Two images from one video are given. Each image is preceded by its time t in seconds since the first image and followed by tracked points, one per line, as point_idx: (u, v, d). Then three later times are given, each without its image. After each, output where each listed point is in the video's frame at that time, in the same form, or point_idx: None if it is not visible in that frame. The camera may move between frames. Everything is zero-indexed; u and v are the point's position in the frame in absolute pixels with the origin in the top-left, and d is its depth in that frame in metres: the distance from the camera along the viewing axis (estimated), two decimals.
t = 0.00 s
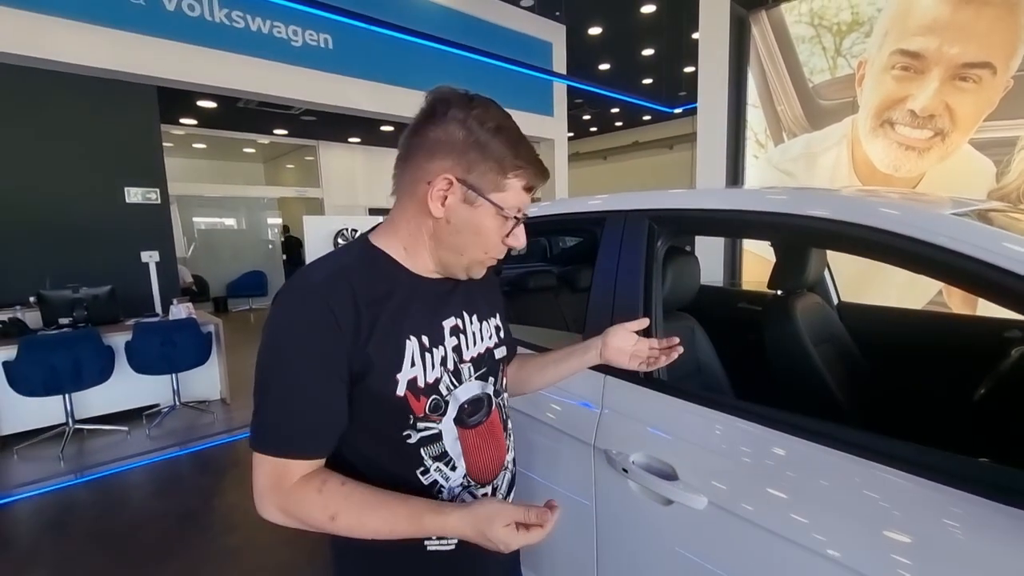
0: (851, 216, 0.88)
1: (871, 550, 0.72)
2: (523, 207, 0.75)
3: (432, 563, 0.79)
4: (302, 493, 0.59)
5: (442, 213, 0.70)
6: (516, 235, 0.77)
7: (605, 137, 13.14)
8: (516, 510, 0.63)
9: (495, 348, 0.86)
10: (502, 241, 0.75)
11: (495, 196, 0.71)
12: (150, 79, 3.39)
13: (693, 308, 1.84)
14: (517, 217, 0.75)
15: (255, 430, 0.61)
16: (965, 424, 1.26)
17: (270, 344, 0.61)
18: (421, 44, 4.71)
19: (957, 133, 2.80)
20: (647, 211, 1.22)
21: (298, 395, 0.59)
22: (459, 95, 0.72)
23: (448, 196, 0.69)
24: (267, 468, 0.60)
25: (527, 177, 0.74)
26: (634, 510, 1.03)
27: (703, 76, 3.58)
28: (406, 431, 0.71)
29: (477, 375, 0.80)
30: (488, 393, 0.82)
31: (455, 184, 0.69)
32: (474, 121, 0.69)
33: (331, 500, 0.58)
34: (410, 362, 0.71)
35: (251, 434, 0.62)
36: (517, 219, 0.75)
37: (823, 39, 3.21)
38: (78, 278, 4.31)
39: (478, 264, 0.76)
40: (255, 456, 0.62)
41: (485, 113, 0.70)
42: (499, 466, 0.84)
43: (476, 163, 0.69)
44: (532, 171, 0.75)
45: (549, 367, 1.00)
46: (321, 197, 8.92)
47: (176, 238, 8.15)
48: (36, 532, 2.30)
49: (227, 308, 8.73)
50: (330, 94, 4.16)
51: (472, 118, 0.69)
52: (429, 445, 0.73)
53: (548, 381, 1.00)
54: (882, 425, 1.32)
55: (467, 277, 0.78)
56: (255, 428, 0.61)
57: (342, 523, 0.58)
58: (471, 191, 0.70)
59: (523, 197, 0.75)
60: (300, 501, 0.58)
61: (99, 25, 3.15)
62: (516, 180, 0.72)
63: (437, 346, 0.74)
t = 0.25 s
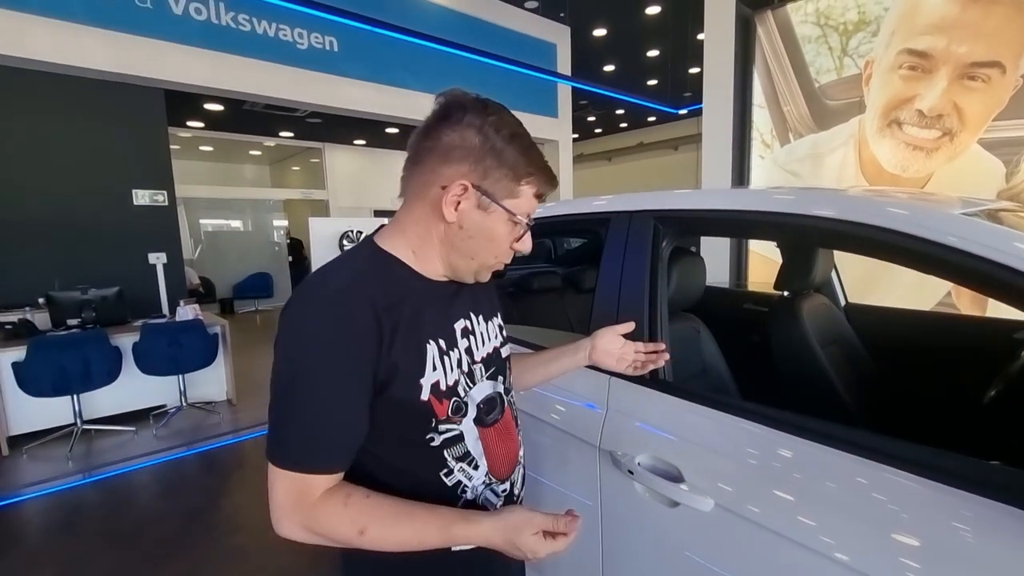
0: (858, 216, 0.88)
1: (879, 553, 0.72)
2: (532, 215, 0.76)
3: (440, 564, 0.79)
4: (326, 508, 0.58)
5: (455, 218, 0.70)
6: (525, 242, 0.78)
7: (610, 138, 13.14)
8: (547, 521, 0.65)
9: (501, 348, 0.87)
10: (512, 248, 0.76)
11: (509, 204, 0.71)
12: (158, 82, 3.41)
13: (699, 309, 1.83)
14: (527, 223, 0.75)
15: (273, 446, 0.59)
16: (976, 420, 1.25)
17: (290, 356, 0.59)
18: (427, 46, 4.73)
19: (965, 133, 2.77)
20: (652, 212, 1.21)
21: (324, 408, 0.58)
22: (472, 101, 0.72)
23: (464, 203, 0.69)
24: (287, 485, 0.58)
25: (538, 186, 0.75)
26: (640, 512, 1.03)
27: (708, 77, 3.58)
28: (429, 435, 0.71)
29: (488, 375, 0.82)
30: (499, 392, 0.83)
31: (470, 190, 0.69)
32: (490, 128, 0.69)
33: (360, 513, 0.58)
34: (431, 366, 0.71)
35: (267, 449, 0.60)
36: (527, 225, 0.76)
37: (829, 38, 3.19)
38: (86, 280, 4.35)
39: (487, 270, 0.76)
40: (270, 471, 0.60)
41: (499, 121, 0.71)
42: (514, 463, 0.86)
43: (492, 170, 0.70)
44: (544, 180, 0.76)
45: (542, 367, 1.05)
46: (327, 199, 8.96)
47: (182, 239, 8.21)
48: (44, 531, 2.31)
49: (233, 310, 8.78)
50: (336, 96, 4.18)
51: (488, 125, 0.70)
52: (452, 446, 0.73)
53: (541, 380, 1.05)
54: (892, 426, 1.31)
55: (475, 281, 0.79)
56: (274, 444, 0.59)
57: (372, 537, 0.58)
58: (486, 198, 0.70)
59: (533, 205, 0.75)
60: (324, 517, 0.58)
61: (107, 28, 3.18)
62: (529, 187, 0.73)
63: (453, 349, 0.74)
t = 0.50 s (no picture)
0: (863, 217, 0.87)
1: (885, 556, 0.71)
2: (536, 215, 0.76)
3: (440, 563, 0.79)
4: (341, 509, 0.58)
5: (457, 219, 0.70)
6: (528, 243, 0.77)
7: (613, 139, 13.13)
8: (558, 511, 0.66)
9: (505, 348, 0.87)
10: (516, 249, 0.75)
11: (512, 204, 0.71)
12: (163, 84, 3.43)
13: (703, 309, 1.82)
14: (531, 224, 0.75)
15: (286, 448, 0.59)
16: (986, 422, 1.25)
17: (298, 356, 0.59)
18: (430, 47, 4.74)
19: (971, 133, 2.76)
20: (656, 212, 1.21)
21: (336, 410, 0.58)
22: (476, 102, 0.72)
23: (467, 203, 0.69)
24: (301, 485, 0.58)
25: (542, 186, 0.74)
26: (645, 513, 1.02)
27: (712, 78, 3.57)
28: (435, 435, 0.71)
29: (493, 376, 0.81)
30: (504, 393, 0.83)
31: (472, 191, 0.69)
32: (492, 128, 0.69)
33: (373, 513, 0.58)
34: (437, 367, 0.70)
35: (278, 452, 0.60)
36: (531, 226, 0.75)
37: (833, 39, 3.18)
38: (91, 281, 4.37)
39: (490, 271, 0.76)
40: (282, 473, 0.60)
41: (502, 120, 0.71)
42: (519, 463, 0.85)
43: (495, 171, 0.69)
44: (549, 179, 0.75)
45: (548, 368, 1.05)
46: (331, 200, 8.98)
47: (187, 241, 8.24)
48: (49, 531, 2.32)
49: (237, 311, 8.80)
50: (340, 98, 4.19)
51: (491, 125, 0.69)
52: (457, 446, 0.73)
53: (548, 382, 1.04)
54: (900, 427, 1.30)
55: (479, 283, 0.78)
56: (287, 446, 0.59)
57: (386, 537, 0.58)
58: (489, 198, 0.70)
59: (537, 205, 0.75)
60: (339, 517, 0.58)
61: (113, 31, 3.19)
62: (532, 187, 0.72)
63: (458, 350, 0.74)
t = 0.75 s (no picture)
0: (868, 218, 0.87)
1: (891, 558, 0.71)
2: (532, 216, 0.75)
3: (443, 564, 0.79)
4: (338, 511, 0.58)
5: (452, 222, 0.70)
6: (525, 245, 0.77)
7: (617, 141, 13.13)
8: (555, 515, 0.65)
9: (504, 352, 0.87)
10: (512, 251, 0.75)
11: (507, 207, 0.71)
12: (168, 87, 3.46)
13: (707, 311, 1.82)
14: (527, 226, 0.74)
15: (283, 452, 0.59)
16: (994, 423, 1.23)
17: (296, 357, 0.60)
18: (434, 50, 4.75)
19: (977, 134, 2.74)
20: (659, 214, 1.21)
21: (335, 411, 0.59)
22: (471, 104, 0.72)
23: (461, 206, 0.69)
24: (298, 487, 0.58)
25: (537, 188, 0.74)
26: (649, 514, 1.02)
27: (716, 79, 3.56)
28: (431, 437, 0.71)
29: (491, 379, 0.81)
30: (502, 396, 0.83)
31: (466, 194, 0.69)
32: (486, 131, 0.69)
33: (371, 516, 0.59)
34: (434, 370, 0.71)
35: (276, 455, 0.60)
36: (527, 228, 0.74)
37: (838, 39, 3.18)
38: (98, 283, 4.40)
39: (487, 273, 0.76)
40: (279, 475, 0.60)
41: (496, 123, 0.70)
42: (518, 466, 0.85)
43: (489, 174, 0.69)
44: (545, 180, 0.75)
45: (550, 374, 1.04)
46: (335, 202, 9.02)
47: (192, 243, 8.29)
48: (55, 530, 2.34)
49: (242, 312, 8.83)
50: (344, 100, 4.21)
51: (485, 127, 0.69)
52: (454, 448, 0.73)
53: (552, 388, 1.04)
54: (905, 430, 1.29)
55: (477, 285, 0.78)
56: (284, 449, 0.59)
57: (383, 539, 0.59)
58: (484, 201, 0.70)
59: (533, 207, 0.74)
60: (336, 520, 0.58)
61: (119, 35, 3.22)
62: (528, 189, 0.72)
63: (455, 353, 0.74)
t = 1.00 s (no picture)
0: (872, 217, 0.87)
1: (898, 559, 0.71)
2: (514, 212, 0.74)
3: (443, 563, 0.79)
4: (337, 514, 0.59)
5: (432, 222, 0.70)
6: (510, 241, 0.76)
7: (620, 142, 13.14)
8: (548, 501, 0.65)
9: (496, 351, 0.87)
10: (496, 248, 0.74)
11: (484, 204, 0.70)
12: (174, 91, 3.48)
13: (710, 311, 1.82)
14: (509, 222, 0.74)
15: (278, 458, 0.60)
16: (1000, 425, 1.23)
17: (285, 362, 0.60)
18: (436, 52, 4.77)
19: (981, 133, 2.73)
20: (662, 215, 1.21)
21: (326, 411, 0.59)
22: (444, 104, 0.72)
23: (438, 206, 0.69)
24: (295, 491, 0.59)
25: (517, 182, 0.73)
26: (653, 515, 1.02)
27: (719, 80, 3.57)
28: (423, 437, 0.72)
29: (481, 378, 0.81)
30: (493, 394, 0.83)
31: (443, 194, 0.69)
32: (459, 130, 0.69)
33: (371, 518, 0.59)
34: (423, 371, 0.72)
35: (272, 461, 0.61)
36: (509, 225, 0.74)
37: (841, 40, 3.17)
38: (104, 285, 4.43)
39: (474, 272, 0.75)
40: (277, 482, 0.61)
41: (470, 120, 0.70)
42: (512, 463, 0.85)
43: (462, 172, 0.69)
44: (524, 174, 0.74)
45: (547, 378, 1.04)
46: (339, 204, 9.05)
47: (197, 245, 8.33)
48: (61, 531, 2.35)
49: (246, 314, 8.86)
50: (347, 102, 4.22)
51: (457, 126, 0.69)
52: (446, 447, 0.74)
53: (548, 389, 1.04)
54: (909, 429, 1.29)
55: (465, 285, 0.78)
56: (278, 455, 0.60)
57: (382, 541, 0.59)
58: (460, 200, 0.70)
59: (514, 203, 0.74)
60: (335, 523, 0.58)
61: (125, 38, 3.25)
62: (506, 185, 0.71)
63: (445, 353, 0.75)
